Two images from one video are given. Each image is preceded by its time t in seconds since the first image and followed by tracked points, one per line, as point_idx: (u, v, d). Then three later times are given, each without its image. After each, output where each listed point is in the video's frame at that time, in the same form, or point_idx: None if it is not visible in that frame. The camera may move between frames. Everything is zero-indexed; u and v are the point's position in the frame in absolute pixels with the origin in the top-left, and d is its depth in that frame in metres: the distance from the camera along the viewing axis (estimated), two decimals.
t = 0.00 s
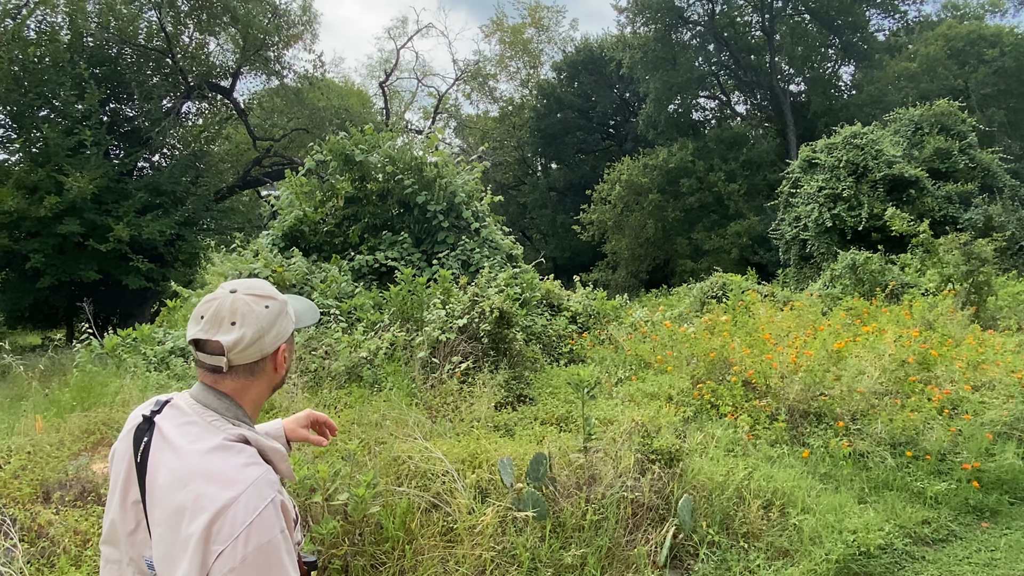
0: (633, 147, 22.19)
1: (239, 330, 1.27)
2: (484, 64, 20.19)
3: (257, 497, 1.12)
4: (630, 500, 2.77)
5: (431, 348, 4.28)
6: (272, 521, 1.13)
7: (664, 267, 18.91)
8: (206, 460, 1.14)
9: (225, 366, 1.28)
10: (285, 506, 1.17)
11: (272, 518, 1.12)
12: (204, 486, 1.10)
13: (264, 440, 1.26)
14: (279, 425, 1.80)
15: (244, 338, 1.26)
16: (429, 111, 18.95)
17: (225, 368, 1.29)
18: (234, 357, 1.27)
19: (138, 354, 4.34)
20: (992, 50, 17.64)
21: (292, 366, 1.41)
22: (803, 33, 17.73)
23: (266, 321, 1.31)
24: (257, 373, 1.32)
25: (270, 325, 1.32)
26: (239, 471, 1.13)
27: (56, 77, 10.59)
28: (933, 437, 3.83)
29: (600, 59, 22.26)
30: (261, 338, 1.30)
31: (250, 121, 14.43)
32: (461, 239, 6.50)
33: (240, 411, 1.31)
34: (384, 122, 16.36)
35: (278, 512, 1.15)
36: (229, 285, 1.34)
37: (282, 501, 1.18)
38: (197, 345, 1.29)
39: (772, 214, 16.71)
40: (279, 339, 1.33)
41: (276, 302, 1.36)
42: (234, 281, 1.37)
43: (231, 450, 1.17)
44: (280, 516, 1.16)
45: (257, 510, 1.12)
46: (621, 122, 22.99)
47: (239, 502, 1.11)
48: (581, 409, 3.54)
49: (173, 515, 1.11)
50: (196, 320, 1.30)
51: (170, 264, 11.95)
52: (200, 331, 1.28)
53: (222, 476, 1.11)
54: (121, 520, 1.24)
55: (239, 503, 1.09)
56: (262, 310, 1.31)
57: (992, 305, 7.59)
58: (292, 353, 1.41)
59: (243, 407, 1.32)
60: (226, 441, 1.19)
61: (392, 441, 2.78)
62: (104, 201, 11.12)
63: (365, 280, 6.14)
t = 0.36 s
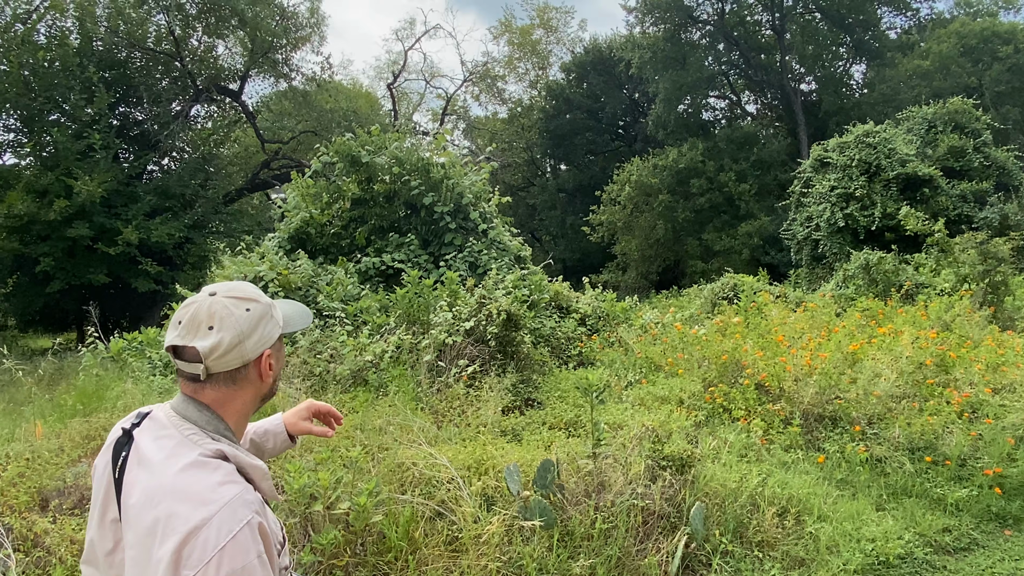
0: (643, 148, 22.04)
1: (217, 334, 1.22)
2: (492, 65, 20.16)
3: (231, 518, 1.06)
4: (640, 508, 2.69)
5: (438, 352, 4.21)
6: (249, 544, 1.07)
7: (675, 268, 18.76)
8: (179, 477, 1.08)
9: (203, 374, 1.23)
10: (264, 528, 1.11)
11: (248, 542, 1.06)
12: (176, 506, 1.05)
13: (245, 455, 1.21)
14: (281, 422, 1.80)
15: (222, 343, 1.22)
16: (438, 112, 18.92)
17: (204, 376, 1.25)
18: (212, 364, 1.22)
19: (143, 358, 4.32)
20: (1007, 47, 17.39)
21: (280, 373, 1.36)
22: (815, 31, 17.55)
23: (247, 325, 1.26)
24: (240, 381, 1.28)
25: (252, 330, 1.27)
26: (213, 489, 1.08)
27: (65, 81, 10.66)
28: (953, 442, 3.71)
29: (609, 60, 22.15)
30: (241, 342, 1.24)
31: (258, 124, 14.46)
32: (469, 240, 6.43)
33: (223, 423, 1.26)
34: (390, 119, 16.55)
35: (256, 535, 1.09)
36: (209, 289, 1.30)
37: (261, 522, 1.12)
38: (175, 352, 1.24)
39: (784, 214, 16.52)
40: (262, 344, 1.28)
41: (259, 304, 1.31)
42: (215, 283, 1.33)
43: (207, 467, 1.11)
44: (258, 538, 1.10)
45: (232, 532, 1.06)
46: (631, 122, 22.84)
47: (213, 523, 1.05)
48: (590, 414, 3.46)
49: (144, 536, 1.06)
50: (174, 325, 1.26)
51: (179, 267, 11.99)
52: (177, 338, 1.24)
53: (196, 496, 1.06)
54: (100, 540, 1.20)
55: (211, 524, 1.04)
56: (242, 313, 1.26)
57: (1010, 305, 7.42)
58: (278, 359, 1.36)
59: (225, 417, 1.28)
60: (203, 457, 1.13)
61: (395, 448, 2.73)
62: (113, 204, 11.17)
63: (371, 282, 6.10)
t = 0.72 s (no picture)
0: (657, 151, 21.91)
1: (165, 335, 1.23)
2: (505, 69, 20.18)
3: (176, 525, 1.08)
4: (640, 515, 2.66)
5: (441, 356, 4.19)
6: (196, 551, 1.09)
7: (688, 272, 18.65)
8: (125, 485, 1.11)
9: (152, 377, 1.24)
10: (211, 534, 1.13)
11: (194, 548, 1.08)
12: (120, 514, 1.07)
13: (196, 460, 1.23)
14: (250, 434, 1.77)
15: (169, 344, 1.22)
16: (450, 116, 18.95)
17: (154, 379, 1.25)
18: (161, 366, 1.23)
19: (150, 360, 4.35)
20: None
21: (232, 375, 1.37)
22: (830, 33, 17.38)
23: (196, 326, 1.27)
24: (191, 384, 1.29)
25: (201, 330, 1.28)
26: (157, 496, 1.10)
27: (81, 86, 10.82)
28: (965, 450, 3.62)
29: (622, 62, 22.07)
30: (191, 343, 1.25)
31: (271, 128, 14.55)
32: (475, 243, 6.42)
33: (172, 428, 1.27)
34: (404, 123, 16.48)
35: (203, 541, 1.11)
36: (156, 289, 1.30)
37: (210, 527, 1.14)
38: (122, 356, 1.24)
39: (799, 217, 16.35)
40: (213, 345, 1.30)
41: (209, 305, 1.32)
42: (163, 284, 1.33)
43: (153, 473, 1.13)
44: (205, 543, 1.12)
45: (177, 540, 1.08)
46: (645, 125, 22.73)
47: (157, 531, 1.07)
48: (592, 419, 3.43)
49: (90, 543, 1.08)
50: (120, 327, 1.26)
51: (192, 270, 12.08)
52: (122, 340, 1.24)
53: (140, 503, 1.08)
54: (54, 551, 1.21)
55: (154, 531, 1.06)
56: (191, 314, 1.27)
57: None
58: (231, 361, 1.37)
59: (176, 422, 1.28)
60: (149, 463, 1.15)
61: (393, 453, 2.73)
62: (127, 208, 11.32)
63: (378, 285, 6.12)
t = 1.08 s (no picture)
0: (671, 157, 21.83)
1: (104, 345, 1.26)
2: (520, 76, 20.24)
3: (128, 536, 1.12)
4: (639, 527, 2.65)
5: (445, 363, 4.22)
6: (150, 560, 1.14)
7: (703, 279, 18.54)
8: (75, 500, 1.15)
9: (93, 388, 1.27)
10: (165, 541, 1.17)
11: (149, 555, 1.13)
12: (72, 530, 1.11)
13: (148, 469, 1.27)
14: (215, 429, 1.84)
15: (108, 353, 1.25)
16: (465, 123, 19.02)
17: (96, 390, 1.28)
18: (100, 375, 1.25)
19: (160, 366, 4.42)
20: None
21: (177, 382, 1.40)
22: (847, 40, 17.24)
23: (136, 333, 1.30)
24: (134, 394, 1.32)
25: (141, 338, 1.31)
26: (108, 508, 1.14)
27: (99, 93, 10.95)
28: (975, 463, 3.53)
29: (637, 69, 22.06)
30: (132, 351, 1.29)
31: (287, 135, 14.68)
32: (483, 250, 6.44)
33: (121, 438, 1.30)
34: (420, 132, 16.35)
35: (158, 549, 1.15)
36: (93, 299, 1.33)
37: (165, 535, 1.18)
38: (60, 367, 1.27)
39: (815, 224, 16.18)
40: (154, 352, 1.33)
41: (149, 312, 1.36)
42: (99, 294, 1.36)
43: (103, 485, 1.17)
44: (161, 550, 1.16)
45: (131, 549, 1.12)
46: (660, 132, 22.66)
47: (109, 543, 1.11)
48: (593, 429, 3.41)
49: (45, 560, 1.12)
50: (58, 340, 1.28)
51: (207, 275, 12.22)
52: (61, 353, 1.26)
53: (92, 518, 1.12)
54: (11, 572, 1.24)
55: (108, 542, 1.10)
56: (130, 322, 1.30)
57: None
58: (174, 368, 1.40)
59: (123, 432, 1.31)
60: (96, 477, 1.19)
61: (392, 462, 2.77)
62: (144, 213, 11.49)
63: (386, 292, 6.16)
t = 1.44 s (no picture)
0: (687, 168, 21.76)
1: (63, 354, 1.29)
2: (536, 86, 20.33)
3: (98, 547, 1.16)
4: (641, 541, 2.63)
5: (451, 373, 4.23)
6: (120, 568, 1.17)
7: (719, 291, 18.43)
8: (44, 513, 1.18)
9: (54, 398, 1.30)
10: (136, 550, 1.21)
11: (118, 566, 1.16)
12: (40, 542, 1.14)
13: (117, 480, 1.30)
14: (209, 382, 2.15)
15: (68, 362, 1.28)
16: (480, 133, 19.12)
17: (59, 400, 1.31)
18: (61, 385, 1.29)
19: (172, 372, 4.49)
20: None
21: (144, 392, 1.44)
22: (866, 50, 17.12)
23: (97, 342, 1.33)
24: (98, 403, 1.35)
25: (103, 347, 1.34)
26: (77, 519, 1.17)
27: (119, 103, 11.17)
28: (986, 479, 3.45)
29: (653, 80, 22.05)
30: (92, 360, 1.32)
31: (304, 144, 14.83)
32: (493, 260, 6.46)
33: (90, 448, 1.33)
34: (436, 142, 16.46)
35: (128, 559, 1.19)
36: (56, 309, 1.37)
37: (136, 545, 1.22)
38: (24, 378, 1.31)
39: (833, 236, 16.02)
40: (118, 361, 1.36)
41: (112, 321, 1.39)
42: (64, 304, 1.40)
43: (71, 497, 1.20)
44: (131, 559, 1.20)
45: (101, 560, 1.16)
46: (676, 142, 22.61)
47: (78, 554, 1.14)
48: (597, 441, 3.39)
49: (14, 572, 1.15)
50: (23, 350, 1.33)
51: (223, 283, 12.35)
52: (23, 362, 1.30)
53: (61, 530, 1.15)
54: None
55: (77, 553, 1.13)
56: (91, 331, 1.34)
57: None
58: (141, 378, 1.44)
59: (91, 442, 1.35)
60: (64, 489, 1.21)
61: (393, 472, 2.79)
62: (161, 222, 11.68)
63: (396, 301, 6.21)
